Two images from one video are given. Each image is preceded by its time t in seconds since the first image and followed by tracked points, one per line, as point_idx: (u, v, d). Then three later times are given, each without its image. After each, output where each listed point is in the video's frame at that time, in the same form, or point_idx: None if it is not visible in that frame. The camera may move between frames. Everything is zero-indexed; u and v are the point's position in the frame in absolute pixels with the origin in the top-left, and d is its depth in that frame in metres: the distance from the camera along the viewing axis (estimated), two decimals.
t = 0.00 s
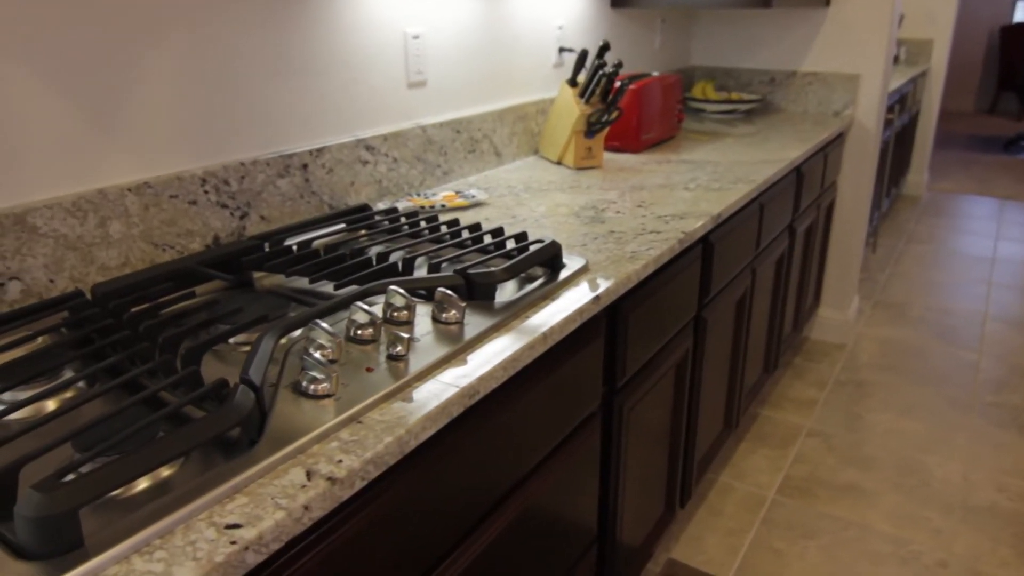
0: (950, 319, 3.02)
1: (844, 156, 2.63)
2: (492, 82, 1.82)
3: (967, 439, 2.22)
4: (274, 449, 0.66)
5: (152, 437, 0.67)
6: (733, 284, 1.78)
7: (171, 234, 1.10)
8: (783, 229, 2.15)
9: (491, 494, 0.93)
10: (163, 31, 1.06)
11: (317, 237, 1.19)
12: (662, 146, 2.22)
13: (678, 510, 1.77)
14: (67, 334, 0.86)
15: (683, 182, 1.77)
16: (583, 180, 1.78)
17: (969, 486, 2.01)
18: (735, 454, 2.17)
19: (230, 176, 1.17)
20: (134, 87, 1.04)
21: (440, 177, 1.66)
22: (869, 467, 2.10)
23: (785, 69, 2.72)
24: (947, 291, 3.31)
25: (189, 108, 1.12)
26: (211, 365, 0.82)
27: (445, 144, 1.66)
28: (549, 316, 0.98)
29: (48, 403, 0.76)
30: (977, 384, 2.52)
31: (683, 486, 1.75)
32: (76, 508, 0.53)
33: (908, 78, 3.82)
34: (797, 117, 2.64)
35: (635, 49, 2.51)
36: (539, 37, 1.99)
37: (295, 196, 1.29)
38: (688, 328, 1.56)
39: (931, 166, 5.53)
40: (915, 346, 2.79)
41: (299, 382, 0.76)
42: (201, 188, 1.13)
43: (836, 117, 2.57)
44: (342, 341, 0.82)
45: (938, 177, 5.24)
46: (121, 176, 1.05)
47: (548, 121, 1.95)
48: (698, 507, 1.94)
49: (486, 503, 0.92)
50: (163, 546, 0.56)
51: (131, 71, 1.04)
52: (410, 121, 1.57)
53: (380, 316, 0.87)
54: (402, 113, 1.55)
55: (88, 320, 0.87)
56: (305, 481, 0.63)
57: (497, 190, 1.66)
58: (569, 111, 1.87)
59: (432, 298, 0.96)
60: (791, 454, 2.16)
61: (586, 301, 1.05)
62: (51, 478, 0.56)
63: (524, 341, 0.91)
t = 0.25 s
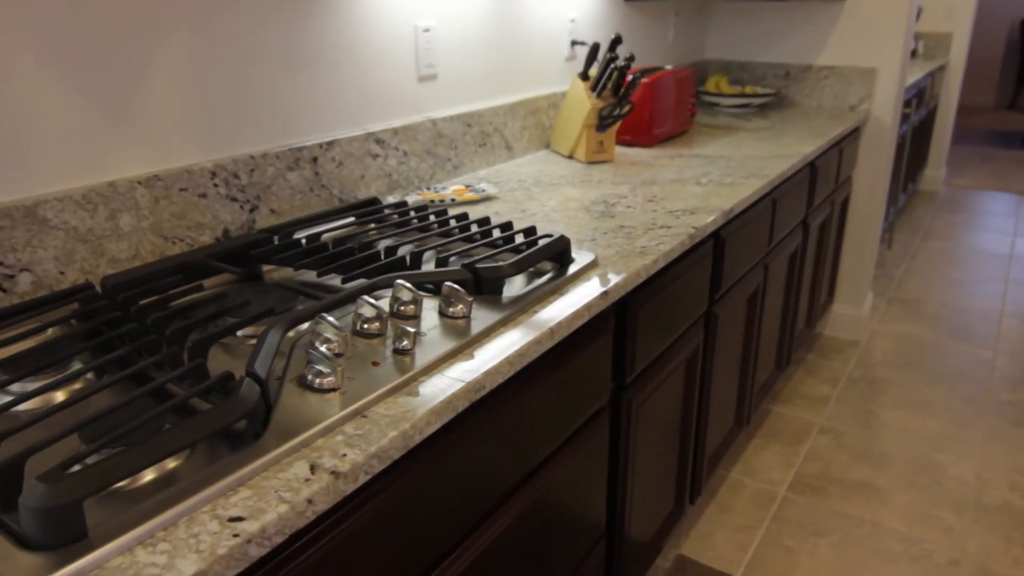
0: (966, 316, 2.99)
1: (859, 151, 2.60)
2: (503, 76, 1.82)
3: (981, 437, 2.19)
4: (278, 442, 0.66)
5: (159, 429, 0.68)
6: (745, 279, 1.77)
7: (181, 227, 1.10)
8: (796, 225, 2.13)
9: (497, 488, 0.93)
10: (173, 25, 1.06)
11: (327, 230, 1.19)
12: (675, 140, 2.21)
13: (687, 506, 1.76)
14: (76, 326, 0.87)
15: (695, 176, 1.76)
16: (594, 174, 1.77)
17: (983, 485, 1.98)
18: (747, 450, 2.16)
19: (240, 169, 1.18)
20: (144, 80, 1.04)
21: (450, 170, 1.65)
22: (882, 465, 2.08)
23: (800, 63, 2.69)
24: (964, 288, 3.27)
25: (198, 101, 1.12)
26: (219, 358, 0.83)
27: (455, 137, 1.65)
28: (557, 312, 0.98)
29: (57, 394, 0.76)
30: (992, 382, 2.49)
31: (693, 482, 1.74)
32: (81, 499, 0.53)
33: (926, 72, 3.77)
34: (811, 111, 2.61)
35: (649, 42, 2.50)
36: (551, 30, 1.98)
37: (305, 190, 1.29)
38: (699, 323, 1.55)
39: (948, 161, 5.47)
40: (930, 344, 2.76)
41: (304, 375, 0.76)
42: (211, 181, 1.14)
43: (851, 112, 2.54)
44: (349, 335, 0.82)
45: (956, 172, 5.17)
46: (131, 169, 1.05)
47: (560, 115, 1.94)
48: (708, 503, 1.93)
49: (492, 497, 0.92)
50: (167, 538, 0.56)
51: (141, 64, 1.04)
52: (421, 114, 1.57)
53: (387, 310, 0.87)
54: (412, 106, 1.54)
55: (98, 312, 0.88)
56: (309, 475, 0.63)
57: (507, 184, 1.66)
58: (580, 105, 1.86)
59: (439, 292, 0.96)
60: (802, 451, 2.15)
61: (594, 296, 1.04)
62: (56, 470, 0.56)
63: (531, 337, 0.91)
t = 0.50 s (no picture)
0: (982, 314, 2.95)
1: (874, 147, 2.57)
2: (514, 69, 1.81)
3: (996, 437, 2.17)
4: (282, 436, 0.66)
5: (164, 421, 0.68)
6: (756, 275, 1.75)
7: (191, 220, 1.11)
8: (809, 220, 2.11)
9: (504, 484, 0.92)
10: (182, 18, 1.07)
11: (336, 224, 1.19)
12: (687, 135, 2.19)
13: (696, 503, 1.76)
14: (85, 318, 0.87)
15: (707, 171, 1.75)
16: (605, 168, 1.76)
17: (997, 485, 1.96)
18: (757, 447, 2.15)
19: (249, 162, 1.18)
20: (153, 73, 1.05)
21: (460, 164, 1.65)
22: (894, 463, 2.06)
23: (815, 57, 2.66)
24: (980, 286, 3.24)
25: (207, 94, 1.12)
26: (225, 351, 0.83)
27: (465, 131, 1.65)
28: (565, 307, 0.97)
29: (65, 385, 0.77)
30: (1008, 381, 2.46)
31: (702, 479, 1.73)
32: (83, 490, 0.53)
33: (944, 66, 3.72)
34: (826, 105, 2.58)
35: (662, 36, 2.48)
36: (562, 24, 1.96)
37: (314, 183, 1.29)
38: (709, 319, 1.54)
39: (966, 157, 5.40)
40: (945, 342, 2.73)
41: (309, 370, 0.76)
42: (220, 175, 1.14)
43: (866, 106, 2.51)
44: (354, 330, 0.82)
45: (974, 168, 5.11)
46: (141, 162, 1.06)
47: (571, 109, 1.93)
48: (717, 500, 1.93)
49: (499, 493, 0.92)
50: (169, 530, 0.56)
51: (150, 57, 1.04)
52: (430, 108, 1.56)
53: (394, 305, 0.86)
54: (422, 100, 1.54)
55: (106, 304, 0.88)
56: (312, 469, 0.63)
57: (517, 178, 1.65)
58: (591, 99, 1.85)
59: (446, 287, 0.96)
60: (813, 449, 2.13)
61: (602, 292, 1.04)
62: (61, 461, 0.56)
63: (538, 332, 0.90)
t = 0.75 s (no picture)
0: (998, 311, 2.92)
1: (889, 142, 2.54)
2: (524, 63, 1.80)
3: (1010, 436, 2.14)
4: (287, 430, 0.66)
5: (170, 414, 0.68)
6: (767, 271, 1.74)
7: (200, 213, 1.11)
8: (822, 216, 2.09)
9: (509, 480, 0.92)
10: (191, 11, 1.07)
11: (344, 218, 1.19)
12: (699, 129, 2.18)
13: (705, 499, 1.75)
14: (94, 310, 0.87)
15: (718, 166, 1.73)
16: (615, 163, 1.75)
17: (1010, 484, 1.94)
18: (768, 444, 2.13)
19: (258, 156, 1.18)
20: (162, 66, 1.05)
21: (470, 159, 1.64)
22: (905, 461, 2.04)
23: (830, 51, 2.64)
24: (996, 283, 3.20)
25: (216, 88, 1.12)
26: (232, 344, 0.83)
27: (475, 125, 1.64)
28: (572, 302, 0.97)
29: (73, 376, 0.77)
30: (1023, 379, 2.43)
31: (711, 475, 1.73)
32: (87, 482, 0.53)
33: (961, 60, 3.67)
34: (840, 100, 2.56)
35: (674, 30, 2.46)
36: (573, 17, 1.95)
37: (323, 177, 1.29)
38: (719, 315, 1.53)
39: (983, 152, 5.34)
40: (959, 339, 2.70)
41: (315, 363, 0.76)
42: (229, 168, 1.14)
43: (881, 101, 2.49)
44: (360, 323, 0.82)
45: (991, 164, 5.05)
46: (150, 155, 1.06)
47: (582, 103, 1.92)
48: (726, 496, 1.92)
49: (504, 488, 0.91)
50: (173, 523, 0.56)
51: (159, 50, 1.04)
52: (440, 102, 1.56)
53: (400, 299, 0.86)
54: (431, 94, 1.53)
55: (114, 297, 0.89)
56: (315, 463, 0.63)
57: (527, 172, 1.65)
58: (602, 93, 1.84)
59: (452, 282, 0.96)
60: (824, 446, 2.12)
61: (610, 287, 1.03)
62: (66, 453, 0.57)
63: (545, 327, 0.90)
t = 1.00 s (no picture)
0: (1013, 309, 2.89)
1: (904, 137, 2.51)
2: (535, 57, 1.79)
3: None
4: (290, 424, 0.66)
5: (175, 406, 0.68)
6: (779, 267, 1.73)
7: (208, 207, 1.11)
8: (834, 212, 2.07)
9: (513, 478, 0.92)
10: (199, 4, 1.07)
11: (353, 212, 1.19)
12: (711, 124, 2.16)
13: (714, 496, 1.74)
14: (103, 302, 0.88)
15: (729, 161, 1.72)
16: (625, 158, 1.74)
17: None
18: (778, 441, 2.12)
19: (267, 150, 1.18)
20: (170, 60, 1.05)
21: (479, 153, 1.64)
22: (917, 459, 2.03)
23: (844, 45, 2.61)
24: (1012, 280, 3.17)
25: (225, 81, 1.12)
26: (238, 337, 0.83)
27: (485, 120, 1.64)
28: (579, 297, 0.96)
29: (81, 368, 0.78)
30: None
31: (720, 472, 1.72)
32: (91, 474, 0.54)
33: (979, 55, 3.62)
34: (855, 94, 2.53)
35: (687, 24, 2.44)
36: (584, 11, 1.94)
37: (332, 171, 1.29)
38: (729, 311, 1.52)
39: (1001, 148, 5.27)
40: (974, 337, 2.68)
41: (320, 357, 0.76)
42: (237, 162, 1.14)
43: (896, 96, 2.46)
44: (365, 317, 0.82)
45: (1009, 160, 4.99)
46: (159, 149, 1.06)
47: (592, 97, 1.92)
48: (735, 493, 1.91)
49: (509, 483, 0.91)
50: (175, 515, 0.56)
51: (168, 44, 1.04)
52: (450, 96, 1.55)
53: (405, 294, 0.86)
54: (441, 88, 1.53)
55: (122, 290, 0.89)
56: (318, 457, 0.64)
57: (536, 167, 1.64)
58: (613, 88, 1.83)
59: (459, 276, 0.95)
60: (835, 444, 2.11)
61: (618, 282, 1.02)
62: (71, 444, 0.57)
63: (551, 322, 0.89)
